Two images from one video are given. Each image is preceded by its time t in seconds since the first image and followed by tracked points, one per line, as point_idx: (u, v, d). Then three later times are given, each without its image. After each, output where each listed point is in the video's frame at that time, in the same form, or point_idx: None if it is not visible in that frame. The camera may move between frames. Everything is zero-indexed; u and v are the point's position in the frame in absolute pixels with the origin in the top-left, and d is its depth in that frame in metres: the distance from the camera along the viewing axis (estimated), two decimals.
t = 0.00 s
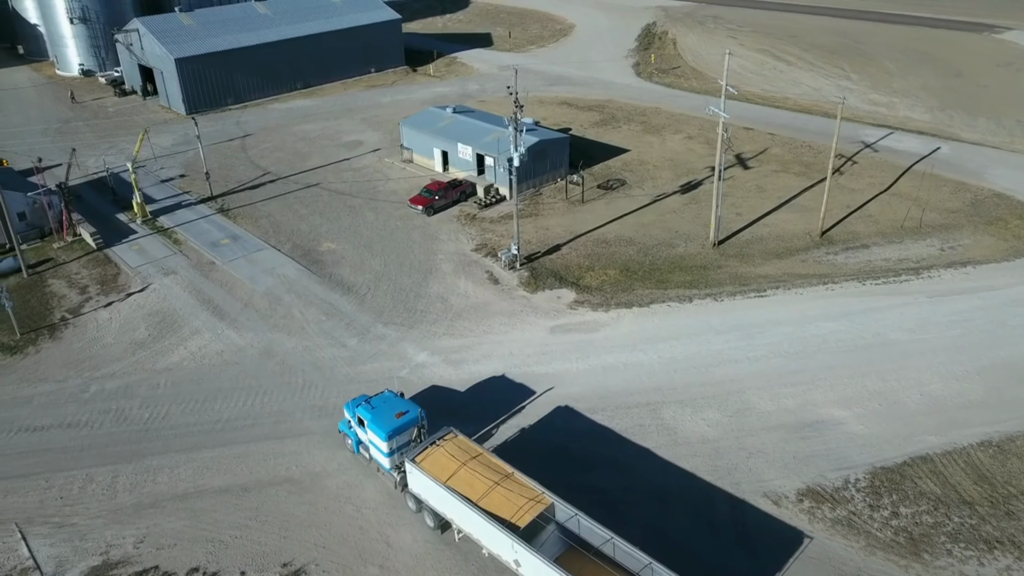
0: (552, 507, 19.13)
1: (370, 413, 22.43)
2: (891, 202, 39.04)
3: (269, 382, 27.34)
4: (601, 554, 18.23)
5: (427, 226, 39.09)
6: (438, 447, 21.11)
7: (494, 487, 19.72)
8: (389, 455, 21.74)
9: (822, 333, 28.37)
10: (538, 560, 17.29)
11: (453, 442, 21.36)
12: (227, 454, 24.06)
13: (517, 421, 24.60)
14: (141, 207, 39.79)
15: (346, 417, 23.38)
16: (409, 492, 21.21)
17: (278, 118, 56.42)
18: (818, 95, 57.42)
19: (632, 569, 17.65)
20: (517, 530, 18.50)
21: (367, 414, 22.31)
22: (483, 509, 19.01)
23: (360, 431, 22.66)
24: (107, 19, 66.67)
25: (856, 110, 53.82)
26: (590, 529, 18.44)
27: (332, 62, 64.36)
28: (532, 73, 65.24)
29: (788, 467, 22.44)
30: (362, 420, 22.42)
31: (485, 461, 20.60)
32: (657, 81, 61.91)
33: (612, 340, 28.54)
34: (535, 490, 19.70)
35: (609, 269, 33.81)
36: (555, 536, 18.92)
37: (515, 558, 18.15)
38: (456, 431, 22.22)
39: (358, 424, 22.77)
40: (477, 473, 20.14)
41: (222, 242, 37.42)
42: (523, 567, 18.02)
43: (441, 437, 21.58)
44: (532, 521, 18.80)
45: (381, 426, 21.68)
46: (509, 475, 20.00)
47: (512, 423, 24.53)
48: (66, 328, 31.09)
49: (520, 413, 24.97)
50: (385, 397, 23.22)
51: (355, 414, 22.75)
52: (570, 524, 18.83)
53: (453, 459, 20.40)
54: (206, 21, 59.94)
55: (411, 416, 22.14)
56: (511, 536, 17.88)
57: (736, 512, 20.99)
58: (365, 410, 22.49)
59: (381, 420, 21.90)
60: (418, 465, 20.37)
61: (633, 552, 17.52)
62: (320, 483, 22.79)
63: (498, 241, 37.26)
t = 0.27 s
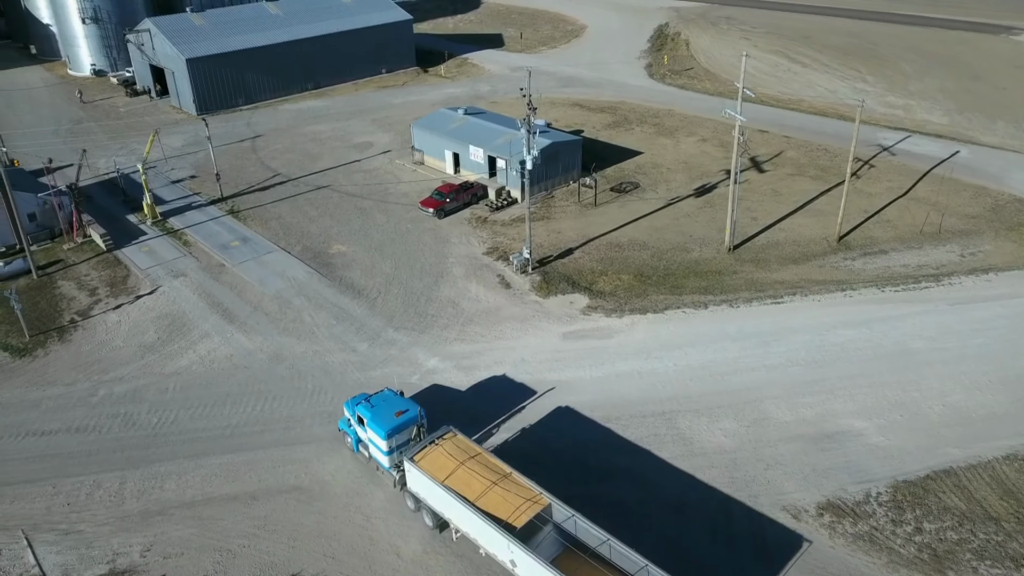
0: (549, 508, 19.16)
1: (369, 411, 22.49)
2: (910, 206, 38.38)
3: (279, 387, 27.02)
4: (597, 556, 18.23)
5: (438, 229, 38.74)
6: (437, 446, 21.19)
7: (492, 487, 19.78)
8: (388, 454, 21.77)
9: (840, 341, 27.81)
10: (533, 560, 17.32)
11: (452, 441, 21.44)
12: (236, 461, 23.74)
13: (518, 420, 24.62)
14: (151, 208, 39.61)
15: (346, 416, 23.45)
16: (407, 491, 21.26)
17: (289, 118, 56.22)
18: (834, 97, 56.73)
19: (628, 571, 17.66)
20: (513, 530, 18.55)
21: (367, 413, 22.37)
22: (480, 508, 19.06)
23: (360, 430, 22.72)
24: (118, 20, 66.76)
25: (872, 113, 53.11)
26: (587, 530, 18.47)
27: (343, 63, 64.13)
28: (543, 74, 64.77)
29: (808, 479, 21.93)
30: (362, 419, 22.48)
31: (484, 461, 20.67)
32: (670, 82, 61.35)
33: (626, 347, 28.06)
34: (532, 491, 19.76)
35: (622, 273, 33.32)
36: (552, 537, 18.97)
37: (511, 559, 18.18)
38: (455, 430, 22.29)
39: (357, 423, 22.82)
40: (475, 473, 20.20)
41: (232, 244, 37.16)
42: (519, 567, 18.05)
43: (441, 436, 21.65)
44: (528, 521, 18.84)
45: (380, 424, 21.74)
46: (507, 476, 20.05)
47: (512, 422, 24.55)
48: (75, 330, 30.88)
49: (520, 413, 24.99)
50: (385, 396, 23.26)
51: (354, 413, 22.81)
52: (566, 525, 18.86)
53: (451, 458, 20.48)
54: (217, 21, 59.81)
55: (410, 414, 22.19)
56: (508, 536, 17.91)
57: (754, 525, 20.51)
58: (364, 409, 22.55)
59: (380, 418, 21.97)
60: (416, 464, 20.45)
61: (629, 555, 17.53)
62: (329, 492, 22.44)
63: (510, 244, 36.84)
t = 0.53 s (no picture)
0: (547, 511, 19.03)
1: (369, 412, 22.44)
2: (929, 213, 37.69)
3: (288, 394, 26.65)
4: (595, 560, 18.08)
5: (449, 233, 38.34)
6: (437, 448, 21.12)
7: (490, 490, 19.68)
8: (388, 455, 21.73)
9: (860, 352, 27.21)
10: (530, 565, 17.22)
11: (452, 443, 21.37)
12: (244, 470, 23.37)
13: (518, 423, 24.52)
14: (161, 211, 39.38)
15: (346, 416, 23.41)
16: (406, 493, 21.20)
17: (300, 121, 55.99)
18: (849, 101, 56.03)
19: None
20: (511, 533, 18.47)
21: (367, 414, 22.32)
22: (478, 511, 18.99)
23: (360, 431, 22.68)
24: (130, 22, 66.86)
25: (889, 117, 52.38)
26: (585, 534, 18.32)
27: (354, 65, 63.89)
28: (555, 77, 64.30)
29: (829, 495, 21.35)
30: (362, 420, 22.44)
31: (483, 463, 20.58)
32: (683, 86, 60.78)
33: (641, 356, 27.54)
34: (531, 493, 19.65)
35: (637, 280, 32.80)
36: (550, 541, 18.85)
37: (509, 562, 18.09)
38: (455, 432, 22.23)
39: (357, 424, 22.77)
40: (474, 475, 20.12)
41: (242, 248, 36.85)
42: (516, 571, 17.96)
43: (441, 437, 21.59)
44: (526, 525, 18.74)
45: (379, 426, 21.70)
46: (505, 478, 19.95)
47: (513, 425, 24.44)
48: (83, 334, 30.63)
49: (521, 416, 24.87)
50: (385, 397, 23.20)
51: (354, 414, 22.76)
52: (564, 529, 18.72)
53: (450, 460, 20.40)
54: (229, 23, 59.67)
55: (410, 415, 22.13)
56: (505, 539, 17.83)
57: (773, 543, 19.96)
58: (364, 410, 22.50)
59: (380, 419, 21.91)
60: (416, 465, 20.40)
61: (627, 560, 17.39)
62: (339, 503, 22.02)
63: (522, 249, 36.37)
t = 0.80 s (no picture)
0: (545, 517, 18.85)
1: (369, 415, 22.38)
2: (949, 220, 36.96)
3: (297, 403, 26.23)
4: (592, 566, 17.88)
5: (460, 239, 37.89)
6: (435, 451, 21.00)
7: (488, 493, 19.53)
8: (387, 458, 21.67)
9: (881, 364, 26.57)
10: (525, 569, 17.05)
11: (450, 446, 21.24)
12: (251, 481, 22.95)
13: (518, 427, 24.40)
14: (170, 215, 39.12)
15: (345, 418, 23.37)
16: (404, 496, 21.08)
17: (310, 123, 55.71)
18: (866, 105, 55.26)
19: None
20: (507, 538, 18.29)
21: (366, 416, 22.26)
22: (475, 514, 18.83)
23: (359, 434, 22.62)
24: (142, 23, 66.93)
25: (907, 121, 51.58)
26: (582, 540, 18.13)
27: (365, 67, 63.59)
28: (568, 80, 63.78)
29: (851, 513, 20.74)
30: (361, 422, 22.38)
31: (481, 466, 20.43)
32: (696, 89, 60.15)
33: (656, 367, 26.97)
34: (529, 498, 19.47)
35: (651, 287, 32.25)
36: (547, 546, 18.66)
37: (505, 567, 17.91)
38: (455, 434, 22.15)
39: (356, 426, 22.72)
40: (472, 479, 19.98)
41: (251, 252, 36.51)
42: None
43: (440, 441, 21.50)
44: (523, 529, 18.56)
45: (378, 428, 21.64)
46: (503, 482, 19.79)
47: (513, 429, 24.29)
48: (91, 340, 30.33)
49: (522, 419, 24.75)
50: (384, 399, 23.15)
51: (354, 416, 22.69)
52: (562, 535, 18.53)
53: (448, 463, 20.28)
54: (240, 25, 59.47)
55: (409, 418, 22.06)
56: (501, 543, 17.67)
57: (793, 562, 19.37)
58: (363, 412, 22.46)
59: (379, 422, 21.85)
60: (414, 468, 20.30)
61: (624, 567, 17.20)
62: (348, 516, 21.57)
63: (534, 255, 35.86)
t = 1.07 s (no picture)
0: (543, 520, 18.76)
1: (368, 416, 22.29)
2: (971, 227, 36.17)
3: (306, 410, 25.79)
4: (590, 571, 17.89)
5: (472, 243, 37.42)
6: (435, 453, 20.91)
7: (486, 496, 19.43)
8: (386, 459, 21.54)
9: (904, 375, 25.86)
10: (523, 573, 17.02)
11: (449, 448, 21.15)
12: (259, 491, 22.50)
13: (518, 429, 24.26)
14: (181, 217, 38.82)
15: (344, 419, 23.29)
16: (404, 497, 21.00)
17: (321, 125, 55.41)
18: (884, 109, 54.43)
19: None
20: (505, 541, 18.20)
21: (365, 417, 22.17)
22: (473, 518, 18.75)
23: (359, 435, 22.50)
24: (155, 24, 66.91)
25: (926, 125, 50.73)
26: (580, 544, 18.11)
27: (377, 69, 63.29)
28: (581, 83, 63.21)
29: (874, 531, 20.10)
30: (360, 423, 22.28)
31: (480, 468, 20.34)
32: (711, 92, 59.46)
33: (672, 377, 26.37)
34: (527, 501, 19.39)
35: (666, 294, 31.65)
36: (546, 550, 18.60)
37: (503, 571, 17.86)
38: (454, 436, 22.06)
39: (356, 427, 22.61)
40: (471, 481, 19.88)
41: (261, 256, 36.15)
42: None
43: (439, 442, 21.40)
44: (522, 533, 18.48)
45: (378, 429, 21.54)
46: (502, 485, 19.70)
47: (513, 431, 24.15)
48: (99, 344, 30.02)
49: (522, 421, 24.60)
50: (384, 400, 23.06)
51: (353, 417, 22.61)
52: (560, 538, 18.50)
53: (447, 465, 20.18)
54: (252, 26, 59.23)
55: (409, 419, 21.96)
56: (499, 547, 17.61)
57: None
58: (362, 413, 22.38)
59: (379, 423, 21.75)
60: (413, 469, 20.21)
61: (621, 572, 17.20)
62: (357, 528, 21.11)
63: (547, 260, 35.32)
